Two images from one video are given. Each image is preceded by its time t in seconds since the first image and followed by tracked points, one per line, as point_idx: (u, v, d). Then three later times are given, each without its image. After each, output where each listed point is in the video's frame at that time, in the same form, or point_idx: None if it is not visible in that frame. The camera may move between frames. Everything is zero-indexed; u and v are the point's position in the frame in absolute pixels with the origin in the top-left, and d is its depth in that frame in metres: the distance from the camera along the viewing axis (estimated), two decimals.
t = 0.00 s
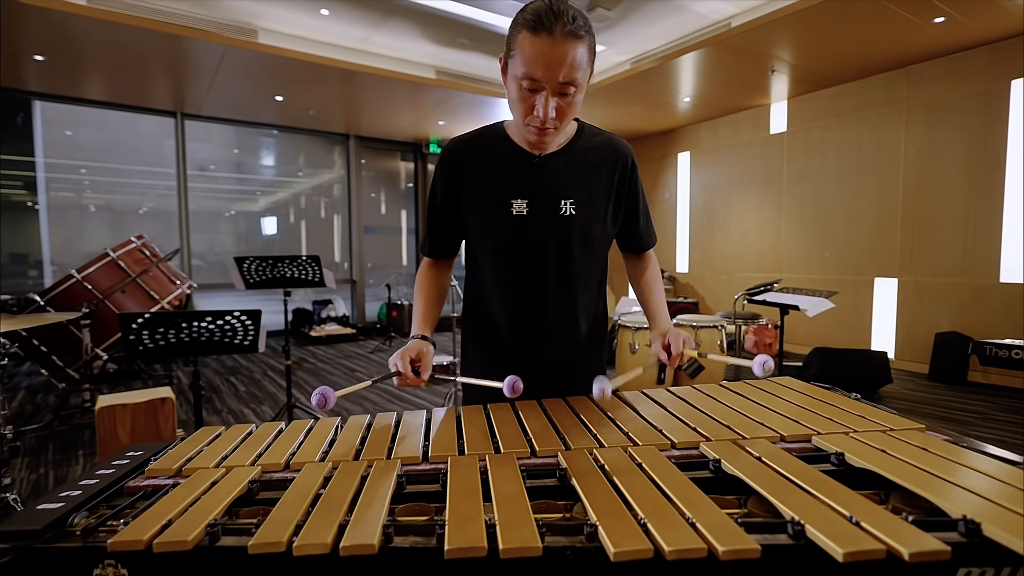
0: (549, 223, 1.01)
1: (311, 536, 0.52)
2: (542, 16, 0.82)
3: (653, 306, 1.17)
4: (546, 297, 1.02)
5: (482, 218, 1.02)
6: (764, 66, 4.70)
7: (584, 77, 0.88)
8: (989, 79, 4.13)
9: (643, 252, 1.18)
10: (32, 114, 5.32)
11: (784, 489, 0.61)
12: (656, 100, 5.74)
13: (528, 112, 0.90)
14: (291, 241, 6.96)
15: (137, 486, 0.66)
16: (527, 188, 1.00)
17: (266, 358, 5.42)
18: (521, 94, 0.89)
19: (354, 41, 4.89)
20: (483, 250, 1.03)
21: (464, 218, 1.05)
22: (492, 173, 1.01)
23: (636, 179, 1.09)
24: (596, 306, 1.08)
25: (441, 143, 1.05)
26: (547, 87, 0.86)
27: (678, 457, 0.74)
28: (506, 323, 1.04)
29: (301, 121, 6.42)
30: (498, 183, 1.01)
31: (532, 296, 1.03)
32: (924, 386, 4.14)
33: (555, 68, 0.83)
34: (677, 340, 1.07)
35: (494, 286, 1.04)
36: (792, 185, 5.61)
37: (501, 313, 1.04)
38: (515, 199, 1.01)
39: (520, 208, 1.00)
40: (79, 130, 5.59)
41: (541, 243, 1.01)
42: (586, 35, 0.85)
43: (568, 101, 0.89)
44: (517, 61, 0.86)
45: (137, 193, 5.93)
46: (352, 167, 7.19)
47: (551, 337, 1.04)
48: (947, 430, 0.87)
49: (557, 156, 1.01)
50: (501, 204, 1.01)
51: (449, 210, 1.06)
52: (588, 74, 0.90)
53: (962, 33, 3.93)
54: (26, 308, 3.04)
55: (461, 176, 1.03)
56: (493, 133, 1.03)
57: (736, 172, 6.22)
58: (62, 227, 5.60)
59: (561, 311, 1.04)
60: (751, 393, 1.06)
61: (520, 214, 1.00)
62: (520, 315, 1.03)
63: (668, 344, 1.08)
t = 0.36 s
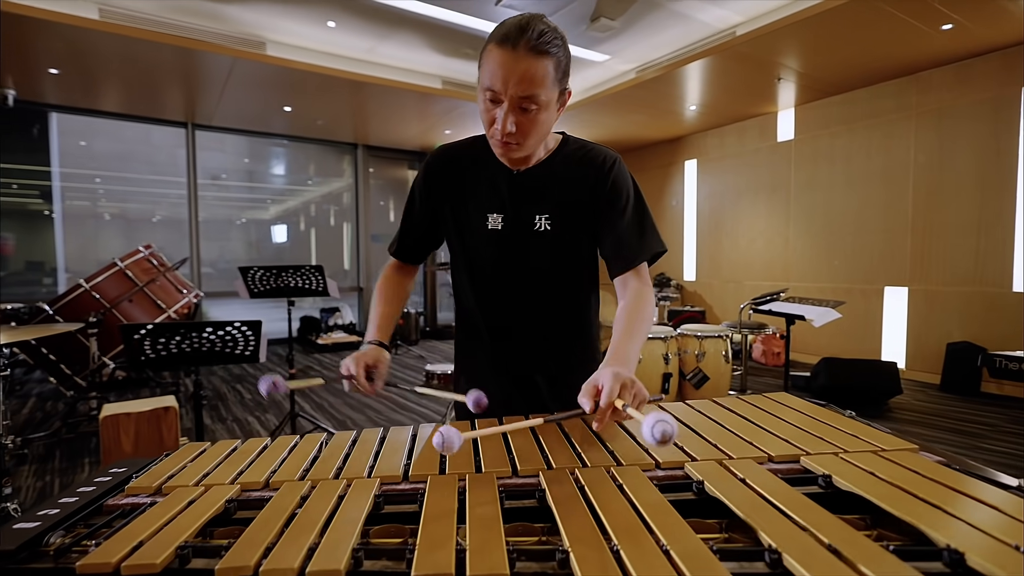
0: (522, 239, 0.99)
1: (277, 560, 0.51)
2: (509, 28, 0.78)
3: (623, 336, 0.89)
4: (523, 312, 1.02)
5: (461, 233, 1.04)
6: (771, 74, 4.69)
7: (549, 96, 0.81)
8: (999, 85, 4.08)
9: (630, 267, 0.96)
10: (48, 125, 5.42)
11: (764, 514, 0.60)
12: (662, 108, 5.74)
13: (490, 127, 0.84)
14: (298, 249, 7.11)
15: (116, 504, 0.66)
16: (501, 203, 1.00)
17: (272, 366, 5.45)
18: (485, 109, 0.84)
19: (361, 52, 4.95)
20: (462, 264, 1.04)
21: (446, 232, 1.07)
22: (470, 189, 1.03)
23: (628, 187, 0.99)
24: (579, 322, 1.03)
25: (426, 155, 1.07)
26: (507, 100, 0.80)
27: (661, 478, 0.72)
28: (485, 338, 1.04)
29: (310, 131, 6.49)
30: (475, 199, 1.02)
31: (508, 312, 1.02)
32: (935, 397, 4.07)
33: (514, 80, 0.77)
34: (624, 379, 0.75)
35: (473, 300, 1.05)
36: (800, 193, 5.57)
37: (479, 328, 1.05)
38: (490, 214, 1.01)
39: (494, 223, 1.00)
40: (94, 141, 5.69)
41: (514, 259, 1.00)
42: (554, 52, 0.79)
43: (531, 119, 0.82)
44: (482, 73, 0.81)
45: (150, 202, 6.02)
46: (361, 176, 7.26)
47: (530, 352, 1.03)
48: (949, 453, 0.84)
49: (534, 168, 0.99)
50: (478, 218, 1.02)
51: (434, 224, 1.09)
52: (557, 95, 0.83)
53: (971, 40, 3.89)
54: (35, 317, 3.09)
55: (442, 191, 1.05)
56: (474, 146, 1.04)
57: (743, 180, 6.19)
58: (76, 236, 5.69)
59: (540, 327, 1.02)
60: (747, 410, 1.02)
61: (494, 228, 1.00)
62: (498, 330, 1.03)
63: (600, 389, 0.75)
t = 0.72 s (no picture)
0: (499, 257, 1.00)
1: None
2: (478, 66, 0.76)
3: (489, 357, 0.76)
4: (502, 326, 1.03)
5: (451, 242, 1.07)
6: (783, 80, 4.64)
7: (518, 138, 0.79)
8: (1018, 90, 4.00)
9: (558, 294, 0.84)
10: (69, 136, 5.55)
11: (758, 543, 0.58)
12: (673, 115, 5.71)
13: (461, 159, 0.84)
14: (312, 256, 7.18)
15: (104, 522, 0.66)
16: (486, 218, 1.01)
17: (283, 373, 5.48)
18: (459, 142, 0.83)
19: (372, 62, 5.00)
20: (449, 272, 1.08)
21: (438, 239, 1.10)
22: (459, 200, 1.04)
23: (599, 217, 0.90)
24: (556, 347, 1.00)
25: (424, 155, 1.09)
26: (474, 140, 0.79)
27: (655, 501, 0.70)
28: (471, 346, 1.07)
29: (323, 140, 6.57)
30: (462, 211, 1.04)
31: (491, 324, 1.04)
32: (955, 409, 3.96)
33: (479, 124, 0.76)
34: (430, 406, 0.65)
35: (459, 308, 1.08)
36: (813, 200, 5.49)
37: (469, 335, 1.08)
38: (475, 227, 1.02)
39: (478, 237, 1.01)
40: (114, 151, 5.80)
41: (491, 275, 1.02)
42: (524, 94, 0.76)
43: (499, 159, 0.81)
44: (455, 107, 0.80)
45: (168, 210, 6.12)
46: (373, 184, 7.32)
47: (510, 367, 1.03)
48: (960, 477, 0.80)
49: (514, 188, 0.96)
50: (464, 229, 1.04)
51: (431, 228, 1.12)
52: (529, 134, 0.81)
53: (987, 44, 3.82)
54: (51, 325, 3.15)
55: (434, 200, 1.07)
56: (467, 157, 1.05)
57: (756, 187, 6.12)
58: (97, 244, 5.80)
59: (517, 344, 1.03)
60: (749, 429, 0.99)
61: (476, 242, 1.02)
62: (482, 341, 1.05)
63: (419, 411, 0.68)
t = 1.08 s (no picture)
0: (486, 255, 1.02)
1: None
2: (465, 76, 0.77)
3: (449, 367, 0.80)
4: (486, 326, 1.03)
5: (441, 240, 1.08)
6: (798, 83, 4.58)
7: (504, 148, 0.80)
8: None
9: (526, 292, 0.86)
10: (94, 146, 5.70)
11: (743, 561, 0.56)
12: (686, 120, 5.67)
13: (450, 169, 0.86)
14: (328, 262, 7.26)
15: (89, 528, 0.66)
16: (475, 217, 1.03)
17: (297, 378, 5.54)
18: (446, 150, 0.85)
19: (385, 71, 5.06)
20: (439, 267, 1.10)
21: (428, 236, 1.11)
22: (449, 198, 1.05)
23: (584, 221, 0.92)
24: (544, 350, 0.97)
25: (418, 147, 1.09)
26: (461, 150, 0.81)
27: (642, 515, 0.69)
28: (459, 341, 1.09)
29: (338, 147, 6.66)
30: (451, 209, 1.05)
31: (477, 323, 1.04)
32: (979, 419, 3.84)
33: (466, 134, 0.78)
34: (381, 420, 0.71)
35: (448, 302, 1.10)
36: (830, 204, 5.40)
37: (456, 331, 1.09)
38: (465, 225, 1.04)
39: (467, 235, 1.03)
40: (136, 159, 5.94)
41: (478, 272, 1.04)
42: (510, 104, 0.77)
43: (485, 167, 0.82)
44: (443, 116, 0.81)
45: (190, 217, 6.27)
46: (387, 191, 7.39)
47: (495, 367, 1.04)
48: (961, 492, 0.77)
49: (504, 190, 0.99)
50: (454, 226, 1.05)
51: (422, 224, 1.13)
52: (515, 143, 0.82)
53: (1009, 45, 3.73)
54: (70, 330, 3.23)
55: (426, 197, 1.07)
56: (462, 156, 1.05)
57: (772, 192, 6.03)
58: (120, 251, 5.94)
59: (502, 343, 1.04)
60: (746, 441, 0.96)
61: (466, 239, 1.04)
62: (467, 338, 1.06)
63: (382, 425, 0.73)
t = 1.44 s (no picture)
0: (485, 263, 1.01)
1: None
2: (460, 79, 0.76)
3: (446, 375, 0.79)
4: (485, 334, 1.02)
5: (441, 248, 1.08)
6: (822, 85, 4.47)
7: (500, 152, 0.79)
8: None
9: (525, 302, 0.85)
10: (129, 156, 5.91)
11: None
12: (708, 124, 5.59)
13: (446, 173, 0.85)
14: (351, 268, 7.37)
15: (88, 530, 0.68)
16: (475, 225, 1.03)
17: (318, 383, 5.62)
18: (442, 154, 0.84)
19: (405, 79, 5.13)
20: (439, 275, 1.10)
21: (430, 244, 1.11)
22: (449, 207, 1.05)
23: (585, 228, 0.91)
24: (543, 359, 0.96)
25: (418, 156, 1.09)
26: (456, 154, 0.80)
27: (634, 528, 0.67)
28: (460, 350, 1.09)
29: (361, 155, 6.77)
30: (452, 218, 1.05)
31: (477, 331, 1.03)
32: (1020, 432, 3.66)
33: (460, 137, 0.77)
34: (374, 426, 0.69)
35: (449, 310, 1.10)
36: (858, 208, 5.25)
37: (457, 339, 1.09)
38: (464, 233, 1.04)
39: (467, 243, 1.03)
40: (167, 169, 6.15)
41: (478, 280, 1.03)
42: (505, 107, 0.76)
43: (481, 172, 0.81)
44: (439, 119, 0.80)
45: (220, 223, 6.46)
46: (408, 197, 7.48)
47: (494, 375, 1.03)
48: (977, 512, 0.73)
49: (503, 198, 0.99)
50: (454, 234, 1.05)
51: (422, 231, 1.14)
52: (512, 148, 0.81)
53: None
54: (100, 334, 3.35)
55: (426, 205, 1.08)
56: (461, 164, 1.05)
57: (796, 196, 5.90)
58: (153, 257, 6.15)
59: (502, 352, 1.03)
60: (753, 453, 0.93)
61: (465, 248, 1.03)
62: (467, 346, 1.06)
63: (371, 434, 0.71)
